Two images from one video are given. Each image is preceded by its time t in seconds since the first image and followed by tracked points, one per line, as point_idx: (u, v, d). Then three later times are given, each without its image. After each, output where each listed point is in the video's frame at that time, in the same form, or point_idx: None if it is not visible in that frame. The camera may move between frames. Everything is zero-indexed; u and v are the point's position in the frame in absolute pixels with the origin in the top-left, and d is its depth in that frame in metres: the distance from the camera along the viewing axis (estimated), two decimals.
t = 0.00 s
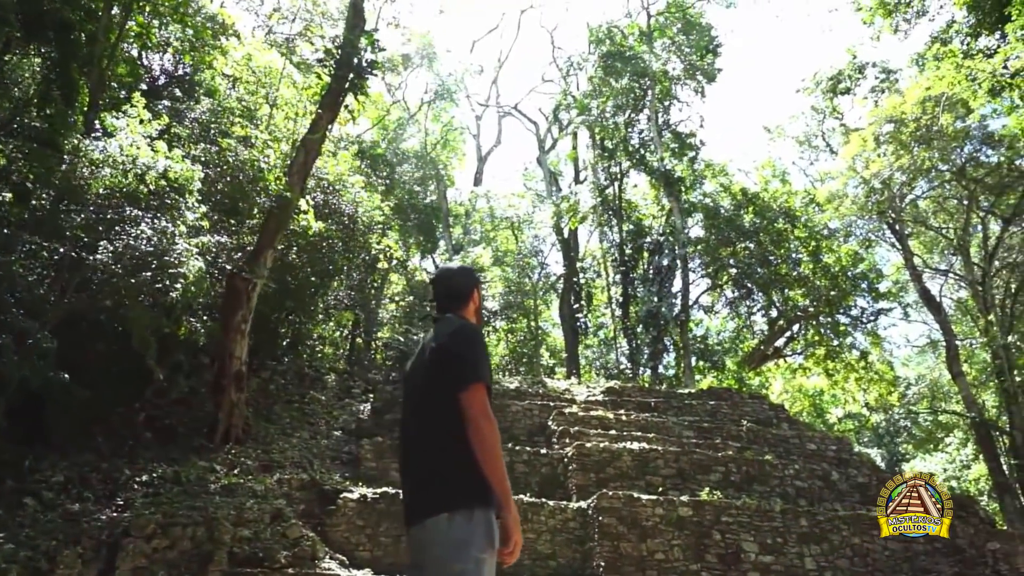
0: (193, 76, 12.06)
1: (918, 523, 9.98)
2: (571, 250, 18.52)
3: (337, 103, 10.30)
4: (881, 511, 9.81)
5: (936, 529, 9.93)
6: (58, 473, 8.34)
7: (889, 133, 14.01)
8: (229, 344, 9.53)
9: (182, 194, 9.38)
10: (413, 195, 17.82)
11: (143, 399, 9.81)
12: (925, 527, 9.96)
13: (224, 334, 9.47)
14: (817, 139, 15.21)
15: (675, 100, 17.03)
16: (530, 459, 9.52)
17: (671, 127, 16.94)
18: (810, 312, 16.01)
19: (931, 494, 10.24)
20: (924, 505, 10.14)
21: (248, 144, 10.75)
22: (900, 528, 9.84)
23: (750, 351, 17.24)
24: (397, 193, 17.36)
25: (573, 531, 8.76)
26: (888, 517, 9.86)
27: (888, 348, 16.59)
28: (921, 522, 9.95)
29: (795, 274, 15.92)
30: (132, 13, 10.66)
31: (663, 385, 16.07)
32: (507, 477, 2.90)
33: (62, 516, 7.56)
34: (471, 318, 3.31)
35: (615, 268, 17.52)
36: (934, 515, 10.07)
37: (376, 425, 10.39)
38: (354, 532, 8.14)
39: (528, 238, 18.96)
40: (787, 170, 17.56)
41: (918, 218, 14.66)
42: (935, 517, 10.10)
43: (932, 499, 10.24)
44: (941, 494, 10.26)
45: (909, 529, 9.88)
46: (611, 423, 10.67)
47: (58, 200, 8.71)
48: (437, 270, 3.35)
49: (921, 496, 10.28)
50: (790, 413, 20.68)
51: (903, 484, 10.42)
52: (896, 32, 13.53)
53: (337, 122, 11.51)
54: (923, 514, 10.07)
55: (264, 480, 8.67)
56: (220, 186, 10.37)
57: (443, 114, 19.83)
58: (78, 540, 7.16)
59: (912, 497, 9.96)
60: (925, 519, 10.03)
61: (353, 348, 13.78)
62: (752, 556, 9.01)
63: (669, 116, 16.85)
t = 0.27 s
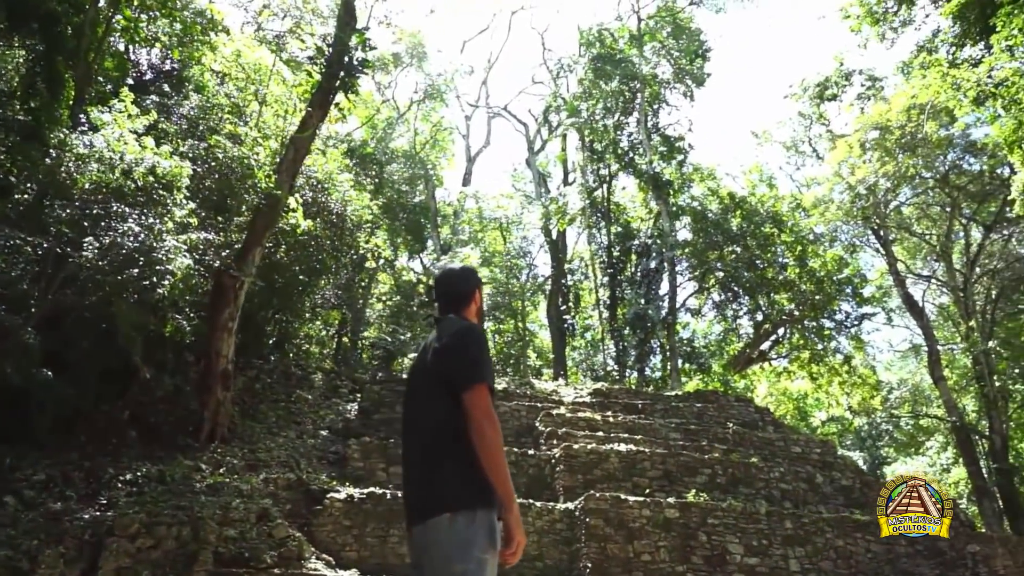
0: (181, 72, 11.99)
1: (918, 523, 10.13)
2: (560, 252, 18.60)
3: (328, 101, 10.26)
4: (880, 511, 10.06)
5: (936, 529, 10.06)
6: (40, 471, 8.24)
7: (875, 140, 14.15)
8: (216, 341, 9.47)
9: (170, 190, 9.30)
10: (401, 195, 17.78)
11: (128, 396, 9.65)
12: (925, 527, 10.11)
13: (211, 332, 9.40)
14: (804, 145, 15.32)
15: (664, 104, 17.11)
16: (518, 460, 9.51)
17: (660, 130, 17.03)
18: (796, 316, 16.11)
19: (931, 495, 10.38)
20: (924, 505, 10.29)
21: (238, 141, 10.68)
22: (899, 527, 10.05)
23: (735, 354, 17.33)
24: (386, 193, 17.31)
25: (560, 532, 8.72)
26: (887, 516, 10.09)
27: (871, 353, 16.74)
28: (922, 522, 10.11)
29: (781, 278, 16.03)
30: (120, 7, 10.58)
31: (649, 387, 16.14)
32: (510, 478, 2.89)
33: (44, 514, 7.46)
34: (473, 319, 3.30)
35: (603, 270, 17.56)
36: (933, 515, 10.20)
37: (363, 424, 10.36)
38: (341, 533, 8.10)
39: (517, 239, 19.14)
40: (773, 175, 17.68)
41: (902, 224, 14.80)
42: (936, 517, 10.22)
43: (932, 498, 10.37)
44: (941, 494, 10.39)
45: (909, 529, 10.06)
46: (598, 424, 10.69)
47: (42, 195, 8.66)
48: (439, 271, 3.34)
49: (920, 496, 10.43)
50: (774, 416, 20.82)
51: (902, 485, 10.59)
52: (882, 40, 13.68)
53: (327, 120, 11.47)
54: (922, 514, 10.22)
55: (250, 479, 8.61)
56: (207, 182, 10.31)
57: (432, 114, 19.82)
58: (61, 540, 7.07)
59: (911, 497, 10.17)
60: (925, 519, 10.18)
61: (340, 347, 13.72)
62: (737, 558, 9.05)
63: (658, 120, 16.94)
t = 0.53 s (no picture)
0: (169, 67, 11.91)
1: (917, 523, 10.16)
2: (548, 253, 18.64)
3: (318, 99, 10.23)
4: (879, 512, 10.24)
5: (936, 529, 10.09)
6: (22, 469, 8.14)
7: (861, 146, 14.28)
8: (203, 339, 9.39)
9: (158, 187, 9.24)
10: (390, 195, 17.73)
11: (112, 394, 9.46)
12: (924, 527, 10.13)
13: (197, 329, 9.33)
14: (791, 150, 15.43)
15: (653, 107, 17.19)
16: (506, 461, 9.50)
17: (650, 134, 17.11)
18: (782, 319, 16.22)
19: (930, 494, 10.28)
20: (924, 504, 10.20)
21: (226, 137, 10.62)
22: (898, 528, 10.18)
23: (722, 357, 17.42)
24: (375, 192, 17.26)
25: (548, 533, 8.72)
26: (887, 516, 10.23)
27: (855, 357, 16.89)
28: (921, 522, 10.13)
29: (768, 282, 16.14)
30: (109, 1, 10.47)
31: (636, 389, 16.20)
32: (510, 479, 2.88)
33: (26, 513, 7.36)
34: (472, 319, 3.29)
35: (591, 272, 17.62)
36: (933, 515, 10.13)
37: (351, 424, 10.32)
38: (328, 533, 8.05)
39: (506, 240, 19.24)
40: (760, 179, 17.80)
41: (887, 230, 14.94)
42: (936, 517, 10.17)
43: (932, 498, 10.25)
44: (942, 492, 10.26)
45: (909, 529, 10.16)
46: (586, 426, 10.71)
47: (27, 189, 8.53)
48: (439, 271, 3.33)
49: (921, 495, 10.32)
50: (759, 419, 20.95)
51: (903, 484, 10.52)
52: (869, 47, 13.81)
53: (317, 118, 11.43)
54: (922, 514, 10.19)
55: (236, 479, 8.55)
56: (195, 179, 10.24)
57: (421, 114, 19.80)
58: (43, 539, 6.98)
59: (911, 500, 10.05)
60: (925, 519, 10.17)
61: (327, 346, 13.68)
62: (723, 560, 9.09)
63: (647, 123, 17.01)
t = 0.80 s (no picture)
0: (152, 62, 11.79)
1: (915, 523, 10.09)
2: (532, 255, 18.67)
3: (303, 97, 10.18)
4: (880, 513, 10.14)
5: (936, 529, 10.21)
6: None
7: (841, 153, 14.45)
8: (185, 337, 9.30)
9: (140, 182, 9.12)
10: (374, 194, 17.67)
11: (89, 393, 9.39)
12: (923, 527, 10.10)
13: (179, 327, 9.23)
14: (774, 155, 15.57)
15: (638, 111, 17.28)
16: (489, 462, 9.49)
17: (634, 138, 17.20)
18: (763, 323, 16.35)
19: (930, 493, 10.11)
20: (924, 505, 10.02)
21: (210, 134, 10.54)
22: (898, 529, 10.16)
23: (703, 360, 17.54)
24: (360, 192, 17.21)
25: (530, 535, 8.70)
26: (887, 517, 10.08)
27: (834, 361, 17.08)
28: (920, 523, 10.11)
29: (749, 286, 16.27)
30: None
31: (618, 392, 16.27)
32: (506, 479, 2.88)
33: (2, 513, 7.24)
34: (468, 320, 3.28)
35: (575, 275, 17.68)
36: (933, 515, 9.99)
37: (333, 424, 10.26)
38: (309, 534, 7.99)
39: (489, 241, 19.26)
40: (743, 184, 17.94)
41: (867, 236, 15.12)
42: (936, 516, 10.06)
43: (933, 498, 9.99)
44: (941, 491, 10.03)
45: (908, 529, 10.11)
46: (569, 427, 10.73)
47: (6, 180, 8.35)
48: (436, 271, 3.31)
49: (921, 496, 9.95)
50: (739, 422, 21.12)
51: (903, 484, 9.95)
52: (852, 55, 13.96)
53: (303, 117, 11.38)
54: (922, 515, 10.05)
55: (217, 479, 8.47)
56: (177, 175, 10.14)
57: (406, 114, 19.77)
58: (19, 539, 6.87)
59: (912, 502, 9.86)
60: (925, 519, 10.07)
61: (309, 346, 13.62)
62: (704, 562, 9.12)
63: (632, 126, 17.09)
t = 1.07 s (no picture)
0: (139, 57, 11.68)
1: (915, 524, 10.69)
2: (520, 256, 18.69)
3: (292, 95, 10.14)
4: (880, 512, 10.66)
5: (934, 530, 10.71)
6: None
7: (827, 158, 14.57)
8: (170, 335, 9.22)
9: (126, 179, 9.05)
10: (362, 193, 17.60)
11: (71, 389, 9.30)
12: (923, 527, 10.68)
13: (164, 325, 9.15)
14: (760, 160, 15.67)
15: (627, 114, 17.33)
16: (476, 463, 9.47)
17: (622, 141, 17.25)
18: (748, 327, 16.45)
19: (930, 495, 10.88)
20: (924, 504, 10.75)
21: (196, 130, 10.46)
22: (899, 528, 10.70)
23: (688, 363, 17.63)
24: (347, 191, 17.15)
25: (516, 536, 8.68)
26: (888, 517, 10.64)
27: (818, 365, 17.21)
28: (921, 522, 10.70)
29: (735, 290, 16.37)
30: None
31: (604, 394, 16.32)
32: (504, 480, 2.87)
33: None
34: (465, 321, 3.27)
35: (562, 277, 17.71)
36: (932, 515, 10.68)
37: (318, 424, 10.21)
38: (294, 534, 7.93)
39: (477, 242, 19.27)
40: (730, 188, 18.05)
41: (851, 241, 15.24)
42: (935, 516, 10.73)
43: (932, 498, 10.79)
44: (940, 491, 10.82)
45: (909, 529, 10.65)
46: (556, 429, 10.74)
47: None
48: (433, 272, 3.30)
49: (921, 496, 10.79)
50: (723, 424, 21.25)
51: (905, 484, 10.82)
52: (839, 62, 14.07)
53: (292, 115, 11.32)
54: (922, 515, 10.71)
55: (201, 478, 8.40)
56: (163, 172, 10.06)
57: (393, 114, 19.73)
58: None
59: (910, 498, 10.52)
60: (925, 519, 10.71)
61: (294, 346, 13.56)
62: (689, 563, 9.14)
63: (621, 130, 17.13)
